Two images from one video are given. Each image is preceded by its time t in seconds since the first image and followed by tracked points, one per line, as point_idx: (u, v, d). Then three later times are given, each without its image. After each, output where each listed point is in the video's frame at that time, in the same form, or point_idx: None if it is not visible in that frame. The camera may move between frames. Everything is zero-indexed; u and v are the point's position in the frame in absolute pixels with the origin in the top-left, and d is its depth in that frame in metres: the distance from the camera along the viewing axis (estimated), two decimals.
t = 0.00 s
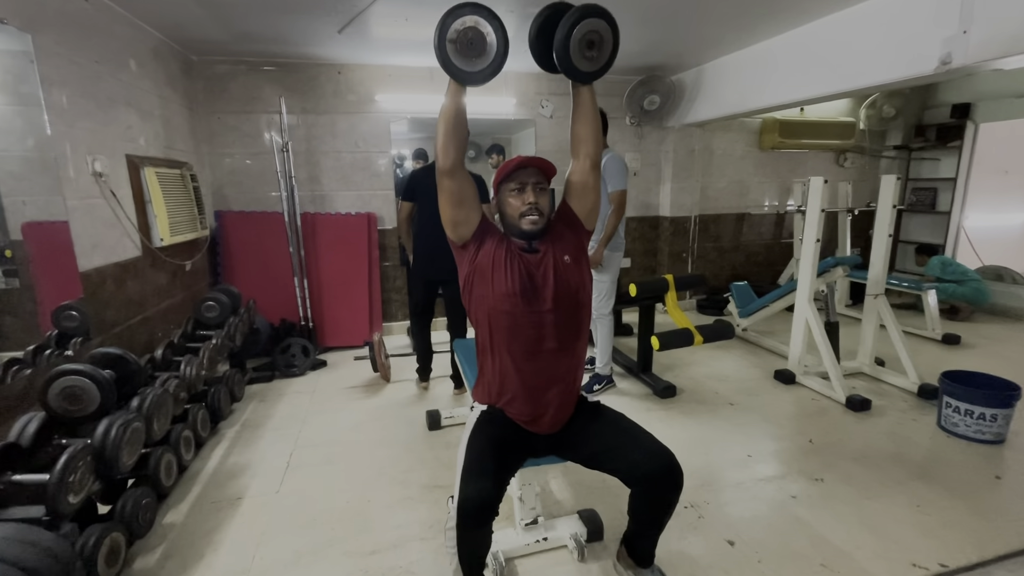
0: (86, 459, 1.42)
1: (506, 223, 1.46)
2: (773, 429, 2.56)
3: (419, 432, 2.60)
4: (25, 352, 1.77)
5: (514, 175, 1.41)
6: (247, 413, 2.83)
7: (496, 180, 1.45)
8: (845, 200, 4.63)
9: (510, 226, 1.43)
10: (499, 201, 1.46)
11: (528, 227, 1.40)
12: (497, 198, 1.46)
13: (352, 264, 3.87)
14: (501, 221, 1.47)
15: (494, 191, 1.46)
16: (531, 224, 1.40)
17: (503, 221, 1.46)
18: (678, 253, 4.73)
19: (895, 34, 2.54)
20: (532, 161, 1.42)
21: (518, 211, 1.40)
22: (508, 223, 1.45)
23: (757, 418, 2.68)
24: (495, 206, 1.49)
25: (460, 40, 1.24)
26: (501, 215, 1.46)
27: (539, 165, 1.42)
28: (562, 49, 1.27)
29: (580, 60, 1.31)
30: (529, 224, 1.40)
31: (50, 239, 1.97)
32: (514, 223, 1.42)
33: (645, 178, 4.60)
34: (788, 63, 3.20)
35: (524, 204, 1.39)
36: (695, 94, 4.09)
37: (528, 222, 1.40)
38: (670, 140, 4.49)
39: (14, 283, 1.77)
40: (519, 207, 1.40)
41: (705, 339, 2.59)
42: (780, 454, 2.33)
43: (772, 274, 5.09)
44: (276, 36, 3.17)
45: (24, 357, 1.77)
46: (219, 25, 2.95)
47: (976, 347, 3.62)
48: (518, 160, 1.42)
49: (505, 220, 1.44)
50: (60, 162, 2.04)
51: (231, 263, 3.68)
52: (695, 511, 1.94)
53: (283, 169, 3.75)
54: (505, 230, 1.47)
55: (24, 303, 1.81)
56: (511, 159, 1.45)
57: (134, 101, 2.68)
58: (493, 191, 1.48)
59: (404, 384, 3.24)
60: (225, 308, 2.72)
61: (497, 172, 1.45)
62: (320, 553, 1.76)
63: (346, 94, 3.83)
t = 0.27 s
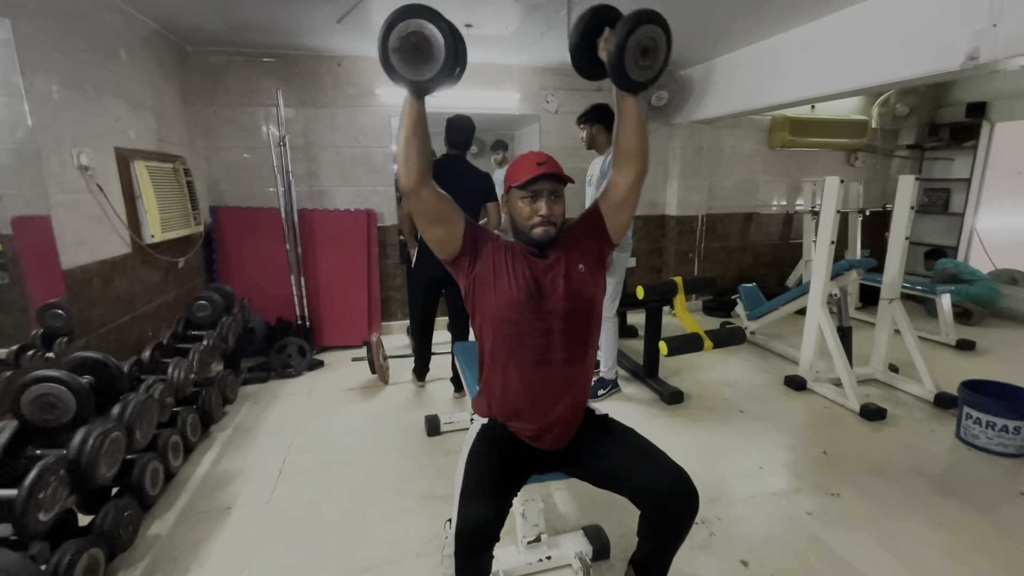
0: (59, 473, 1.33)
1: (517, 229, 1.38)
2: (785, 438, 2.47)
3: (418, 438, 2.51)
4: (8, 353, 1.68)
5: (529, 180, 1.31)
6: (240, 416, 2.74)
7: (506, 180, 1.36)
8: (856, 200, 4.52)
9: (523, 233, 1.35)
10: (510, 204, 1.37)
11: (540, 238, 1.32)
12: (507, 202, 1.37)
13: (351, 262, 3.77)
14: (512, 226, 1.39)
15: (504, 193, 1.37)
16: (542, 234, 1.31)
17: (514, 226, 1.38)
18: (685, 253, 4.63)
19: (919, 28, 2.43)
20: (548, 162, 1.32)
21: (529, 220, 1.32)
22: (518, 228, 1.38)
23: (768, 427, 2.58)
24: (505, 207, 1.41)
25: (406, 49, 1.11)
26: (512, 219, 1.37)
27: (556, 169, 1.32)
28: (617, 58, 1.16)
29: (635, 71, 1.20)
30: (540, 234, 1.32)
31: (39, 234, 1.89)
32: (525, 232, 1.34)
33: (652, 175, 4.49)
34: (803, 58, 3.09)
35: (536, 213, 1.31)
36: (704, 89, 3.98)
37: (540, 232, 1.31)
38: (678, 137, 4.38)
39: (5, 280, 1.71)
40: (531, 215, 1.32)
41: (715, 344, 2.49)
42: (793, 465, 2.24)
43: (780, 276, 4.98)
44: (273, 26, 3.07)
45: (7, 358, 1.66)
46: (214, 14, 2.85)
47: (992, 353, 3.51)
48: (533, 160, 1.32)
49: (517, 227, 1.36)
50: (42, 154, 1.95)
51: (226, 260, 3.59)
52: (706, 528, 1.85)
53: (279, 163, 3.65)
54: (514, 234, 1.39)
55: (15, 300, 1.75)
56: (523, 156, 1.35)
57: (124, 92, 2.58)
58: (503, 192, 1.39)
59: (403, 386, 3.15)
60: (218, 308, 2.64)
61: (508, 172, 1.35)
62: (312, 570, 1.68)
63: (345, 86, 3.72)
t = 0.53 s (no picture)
0: (30, 500, 1.24)
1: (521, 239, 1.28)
2: (803, 451, 2.35)
3: (420, 450, 2.41)
4: None
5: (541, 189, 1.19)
6: (236, 428, 2.65)
7: (514, 184, 1.24)
8: (869, 200, 4.41)
9: (528, 245, 1.24)
10: (517, 211, 1.26)
11: (548, 253, 1.21)
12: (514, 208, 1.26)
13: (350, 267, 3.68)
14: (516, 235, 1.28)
15: (512, 198, 1.26)
16: (551, 248, 1.21)
17: (518, 235, 1.27)
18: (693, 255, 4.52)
19: (943, 20, 2.32)
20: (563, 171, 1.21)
21: (538, 231, 1.21)
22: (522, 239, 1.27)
23: (785, 438, 2.47)
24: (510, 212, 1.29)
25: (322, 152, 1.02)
26: (517, 227, 1.26)
27: (570, 179, 1.21)
28: (695, 155, 1.27)
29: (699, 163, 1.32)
30: (548, 248, 1.21)
31: (29, 239, 1.84)
32: (531, 243, 1.23)
33: (659, 176, 4.38)
34: (817, 53, 2.98)
35: (546, 225, 1.20)
36: (714, 87, 3.87)
37: (548, 247, 1.21)
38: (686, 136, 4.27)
39: None
40: (540, 227, 1.21)
41: (729, 352, 2.37)
42: (814, 481, 2.13)
43: (791, 278, 4.86)
44: (270, 24, 2.98)
45: None
46: (208, 12, 2.76)
47: (1015, 358, 3.39)
48: (545, 166, 1.21)
49: (522, 237, 1.25)
50: (24, 157, 1.86)
51: (223, 265, 3.49)
52: (725, 550, 1.74)
53: (277, 165, 3.55)
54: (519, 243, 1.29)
55: (10, 306, 1.73)
56: (535, 158, 1.23)
57: (114, 92, 2.49)
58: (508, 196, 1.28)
59: (404, 395, 3.05)
60: (212, 315, 2.54)
61: (517, 174, 1.24)
62: None
63: (345, 86, 3.63)
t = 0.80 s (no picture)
0: None
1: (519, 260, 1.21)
2: (827, 462, 2.23)
3: (424, 473, 2.30)
4: None
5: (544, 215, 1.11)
6: (234, 454, 2.55)
7: (513, 202, 1.15)
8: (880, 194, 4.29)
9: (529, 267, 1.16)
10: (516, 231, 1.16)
11: (550, 279, 1.13)
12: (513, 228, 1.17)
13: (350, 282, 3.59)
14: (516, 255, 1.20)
15: (511, 218, 1.16)
16: (553, 273, 1.13)
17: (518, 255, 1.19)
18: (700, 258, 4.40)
19: (961, 7, 2.22)
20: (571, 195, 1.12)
21: (540, 255, 1.12)
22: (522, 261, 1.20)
23: (808, 449, 2.35)
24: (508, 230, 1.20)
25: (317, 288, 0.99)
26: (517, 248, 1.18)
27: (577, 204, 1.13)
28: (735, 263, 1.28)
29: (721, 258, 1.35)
30: (551, 273, 1.13)
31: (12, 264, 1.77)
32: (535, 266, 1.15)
33: (663, 177, 4.28)
34: (825, 45, 2.87)
35: (549, 251, 1.11)
36: (716, 84, 3.77)
37: (552, 272, 1.13)
38: (689, 135, 4.17)
39: None
40: (544, 252, 1.12)
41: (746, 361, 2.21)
42: (842, 495, 2.01)
43: (802, 277, 4.74)
44: (259, 36, 2.90)
45: None
46: (195, 26, 2.69)
47: None
48: (547, 186, 1.12)
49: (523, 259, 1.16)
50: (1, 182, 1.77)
51: (219, 284, 3.41)
52: None
53: (272, 180, 3.47)
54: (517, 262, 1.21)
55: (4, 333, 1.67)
56: (537, 175, 1.14)
57: (99, 111, 2.42)
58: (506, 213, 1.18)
59: (408, 413, 2.95)
60: (205, 338, 2.45)
61: (517, 193, 1.14)
62: None
63: (339, 97, 3.55)
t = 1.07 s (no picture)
0: None
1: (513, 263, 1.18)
2: (848, 467, 2.14)
3: (429, 487, 2.22)
4: None
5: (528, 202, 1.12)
6: (233, 471, 2.48)
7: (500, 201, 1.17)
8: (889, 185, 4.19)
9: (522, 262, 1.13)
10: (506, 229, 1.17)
11: (544, 268, 1.10)
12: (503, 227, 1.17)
13: (349, 290, 3.52)
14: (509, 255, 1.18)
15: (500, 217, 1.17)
16: (548, 264, 1.10)
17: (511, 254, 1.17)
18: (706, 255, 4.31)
19: None
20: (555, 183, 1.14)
21: (533, 246, 1.11)
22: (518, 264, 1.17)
23: (827, 453, 2.26)
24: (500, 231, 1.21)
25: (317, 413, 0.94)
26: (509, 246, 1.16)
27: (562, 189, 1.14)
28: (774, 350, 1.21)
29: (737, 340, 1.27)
30: (545, 264, 1.10)
31: None
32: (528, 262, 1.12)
33: (666, 174, 4.18)
34: (830, 33, 2.78)
35: (540, 239, 1.10)
36: (718, 77, 3.68)
37: (547, 265, 1.10)
38: (691, 130, 4.08)
39: None
40: (535, 241, 1.11)
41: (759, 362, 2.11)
42: (866, 502, 1.92)
43: (810, 272, 4.63)
44: (248, 41, 2.83)
45: None
46: (182, 31, 2.62)
47: None
48: (530, 175, 1.14)
49: (515, 256, 1.15)
50: None
51: (215, 295, 3.34)
52: None
53: (266, 188, 3.40)
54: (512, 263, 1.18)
55: None
56: (520, 170, 1.17)
57: (84, 122, 2.35)
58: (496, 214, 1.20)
59: (411, 423, 2.86)
60: (199, 353, 2.37)
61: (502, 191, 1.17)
62: None
63: (333, 102, 3.48)
